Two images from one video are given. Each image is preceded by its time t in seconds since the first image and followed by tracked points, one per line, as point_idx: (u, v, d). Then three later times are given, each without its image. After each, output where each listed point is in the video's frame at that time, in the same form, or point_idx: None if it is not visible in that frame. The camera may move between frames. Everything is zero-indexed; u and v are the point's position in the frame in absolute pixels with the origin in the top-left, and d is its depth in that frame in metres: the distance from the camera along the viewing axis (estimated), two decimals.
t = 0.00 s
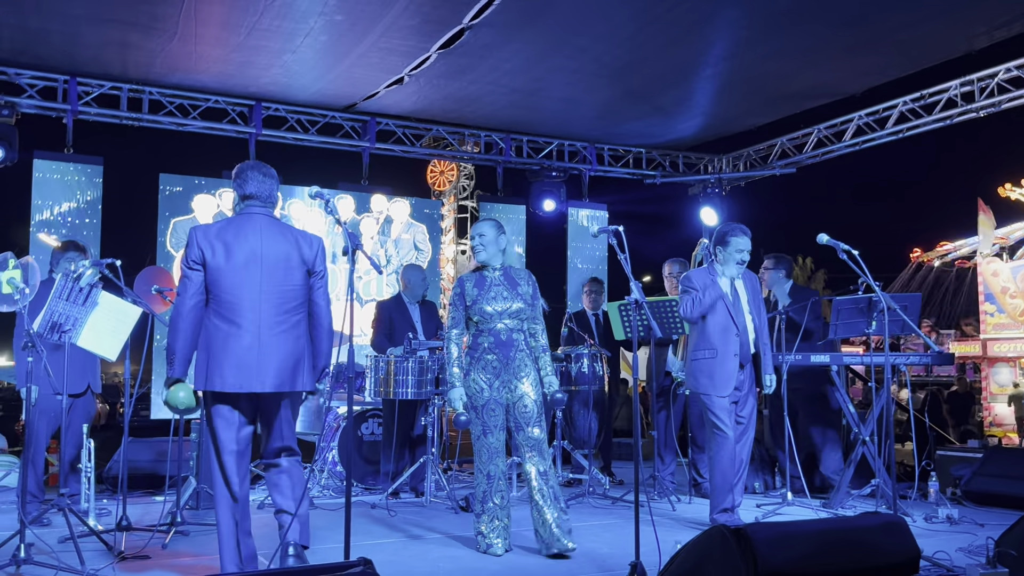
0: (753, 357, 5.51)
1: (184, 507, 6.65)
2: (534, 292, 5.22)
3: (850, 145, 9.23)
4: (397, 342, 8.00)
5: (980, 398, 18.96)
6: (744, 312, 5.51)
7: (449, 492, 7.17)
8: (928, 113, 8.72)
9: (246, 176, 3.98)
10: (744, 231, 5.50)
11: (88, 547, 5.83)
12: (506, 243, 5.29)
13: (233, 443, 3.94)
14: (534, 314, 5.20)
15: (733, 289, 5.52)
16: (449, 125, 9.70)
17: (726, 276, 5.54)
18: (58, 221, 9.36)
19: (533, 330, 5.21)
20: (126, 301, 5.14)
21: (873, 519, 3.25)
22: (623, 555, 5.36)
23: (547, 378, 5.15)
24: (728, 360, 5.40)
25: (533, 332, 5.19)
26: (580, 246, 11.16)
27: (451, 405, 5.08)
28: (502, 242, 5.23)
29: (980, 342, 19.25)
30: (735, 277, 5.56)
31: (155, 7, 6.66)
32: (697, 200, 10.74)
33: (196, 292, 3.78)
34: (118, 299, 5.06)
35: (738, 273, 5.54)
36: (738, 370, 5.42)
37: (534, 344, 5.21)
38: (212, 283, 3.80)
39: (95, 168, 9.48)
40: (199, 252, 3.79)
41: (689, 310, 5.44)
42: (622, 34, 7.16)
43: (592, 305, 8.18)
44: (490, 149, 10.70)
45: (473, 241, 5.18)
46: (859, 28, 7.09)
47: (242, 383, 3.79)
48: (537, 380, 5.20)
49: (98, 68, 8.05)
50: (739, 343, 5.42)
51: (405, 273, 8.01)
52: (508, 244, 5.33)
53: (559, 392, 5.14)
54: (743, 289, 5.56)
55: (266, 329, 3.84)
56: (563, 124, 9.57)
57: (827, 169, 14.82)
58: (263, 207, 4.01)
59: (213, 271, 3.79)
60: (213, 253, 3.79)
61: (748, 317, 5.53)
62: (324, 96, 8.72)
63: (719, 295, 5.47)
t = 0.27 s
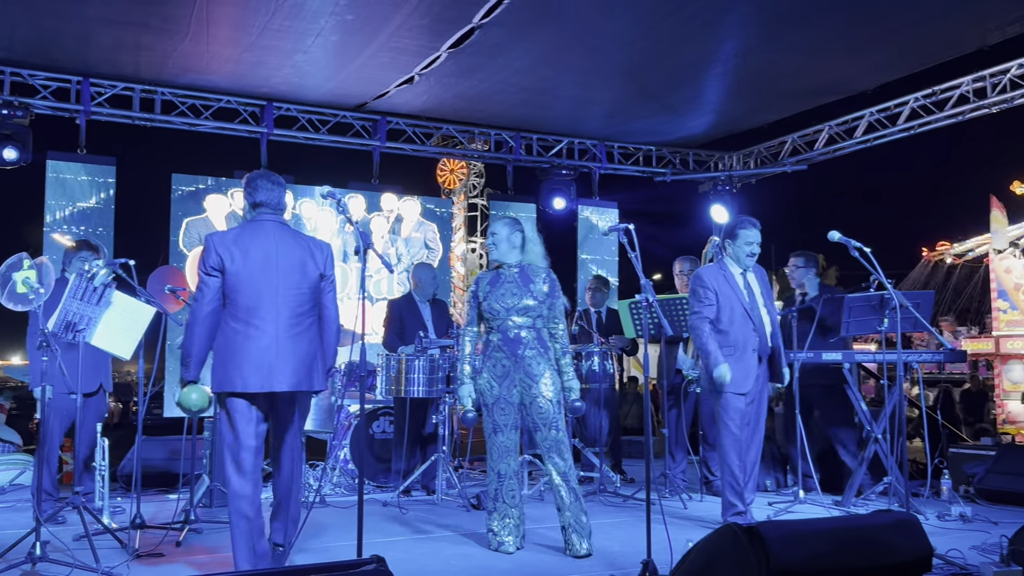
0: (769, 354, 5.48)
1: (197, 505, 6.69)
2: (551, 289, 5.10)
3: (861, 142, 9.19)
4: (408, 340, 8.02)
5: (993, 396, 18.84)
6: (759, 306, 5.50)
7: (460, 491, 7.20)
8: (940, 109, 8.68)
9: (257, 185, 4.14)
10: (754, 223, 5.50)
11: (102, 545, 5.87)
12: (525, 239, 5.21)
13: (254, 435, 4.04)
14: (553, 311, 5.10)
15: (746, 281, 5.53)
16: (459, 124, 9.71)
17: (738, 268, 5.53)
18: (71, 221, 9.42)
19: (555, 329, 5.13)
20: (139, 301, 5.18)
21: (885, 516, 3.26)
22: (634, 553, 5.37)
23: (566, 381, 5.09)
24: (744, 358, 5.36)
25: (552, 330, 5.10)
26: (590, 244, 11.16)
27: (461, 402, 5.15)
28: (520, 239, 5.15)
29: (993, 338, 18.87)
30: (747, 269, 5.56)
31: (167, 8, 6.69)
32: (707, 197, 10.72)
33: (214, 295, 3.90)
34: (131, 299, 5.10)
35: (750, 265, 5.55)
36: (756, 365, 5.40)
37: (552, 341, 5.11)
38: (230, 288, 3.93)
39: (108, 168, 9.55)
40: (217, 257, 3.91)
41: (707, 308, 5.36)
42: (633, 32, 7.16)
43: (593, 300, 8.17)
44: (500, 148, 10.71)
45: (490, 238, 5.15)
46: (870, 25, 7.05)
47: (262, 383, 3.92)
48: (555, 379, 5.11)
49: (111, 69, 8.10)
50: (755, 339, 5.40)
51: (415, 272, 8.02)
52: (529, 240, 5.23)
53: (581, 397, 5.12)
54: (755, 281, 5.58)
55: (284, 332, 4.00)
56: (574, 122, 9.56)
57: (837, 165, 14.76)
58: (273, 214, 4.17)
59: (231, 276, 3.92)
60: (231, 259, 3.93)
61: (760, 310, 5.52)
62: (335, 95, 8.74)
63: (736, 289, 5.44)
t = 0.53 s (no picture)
0: (784, 352, 5.41)
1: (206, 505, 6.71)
2: (575, 288, 5.02)
3: (870, 140, 9.16)
4: (416, 340, 8.02)
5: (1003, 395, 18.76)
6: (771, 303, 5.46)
7: (469, 491, 7.20)
8: (949, 108, 8.63)
9: (272, 198, 4.26)
10: (763, 220, 5.48)
11: (111, 545, 5.89)
12: (550, 237, 5.16)
13: (268, 435, 4.10)
14: (575, 310, 5.02)
15: (756, 279, 5.50)
16: (466, 124, 9.71)
17: (747, 266, 5.50)
18: (81, 222, 9.46)
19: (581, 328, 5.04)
20: (147, 301, 5.19)
21: (895, 516, 3.23)
22: (643, 553, 5.35)
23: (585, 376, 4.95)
24: (756, 357, 5.31)
25: (576, 329, 5.01)
26: (598, 244, 11.14)
27: (479, 402, 5.14)
28: (545, 237, 5.11)
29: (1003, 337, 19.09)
30: (755, 267, 5.55)
31: (174, 9, 6.70)
32: (715, 196, 10.69)
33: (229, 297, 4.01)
34: (140, 299, 5.12)
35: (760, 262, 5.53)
36: (768, 363, 5.34)
37: (575, 341, 5.04)
38: (247, 291, 4.03)
39: (116, 169, 9.57)
40: (234, 261, 4.03)
41: (717, 307, 5.32)
42: (640, 31, 7.14)
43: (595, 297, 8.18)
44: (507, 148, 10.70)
45: (515, 236, 5.13)
46: (879, 22, 7.02)
47: (273, 383, 3.99)
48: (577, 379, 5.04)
49: (118, 70, 8.12)
50: (766, 337, 5.35)
51: (423, 271, 8.02)
52: (555, 238, 5.19)
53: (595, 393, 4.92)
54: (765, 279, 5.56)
55: (295, 335, 4.09)
56: (581, 121, 9.55)
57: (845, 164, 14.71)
58: (287, 225, 4.27)
59: (247, 280, 4.03)
60: (247, 262, 4.04)
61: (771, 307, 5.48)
62: (342, 96, 8.75)
63: (746, 287, 5.40)
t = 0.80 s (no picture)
0: (794, 352, 5.38)
1: (213, 505, 6.73)
2: (596, 288, 4.99)
3: (876, 140, 9.13)
4: (422, 341, 8.04)
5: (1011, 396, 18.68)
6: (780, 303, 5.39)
7: (475, 491, 7.21)
8: (956, 107, 8.60)
9: (280, 201, 4.43)
10: (769, 220, 5.44)
11: (118, 545, 5.92)
12: (574, 236, 5.14)
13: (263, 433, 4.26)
14: (595, 311, 4.99)
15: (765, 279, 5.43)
16: (472, 125, 9.71)
17: (754, 266, 5.43)
18: (88, 224, 9.51)
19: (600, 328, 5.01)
20: (154, 302, 5.20)
21: (903, 516, 3.22)
22: (650, 554, 5.36)
23: (599, 375, 4.93)
24: (769, 356, 5.22)
25: (595, 329, 4.98)
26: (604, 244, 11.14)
27: (506, 399, 5.09)
28: (569, 237, 5.09)
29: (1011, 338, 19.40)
30: (762, 268, 5.47)
31: (181, 11, 6.72)
32: (721, 197, 10.67)
33: (241, 296, 4.14)
34: (147, 301, 5.13)
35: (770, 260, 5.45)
36: (782, 365, 5.27)
37: (595, 341, 5.01)
38: (257, 289, 4.17)
39: (123, 171, 9.60)
40: (246, 260, 4.16)
41: (728, 307, 5.26)
42: (645, 31, 7.14)
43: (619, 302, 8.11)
44: (513, 148, 10.70)
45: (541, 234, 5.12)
46: (884, 22, 7.00)
47: (283, 378, 4.14)
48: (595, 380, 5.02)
49: (125, 72, 8.15)
50: (780, 338, 5.28)
51: (429, 273, 8.02)
52: (580, 238, 5.16)
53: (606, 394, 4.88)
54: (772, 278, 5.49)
55: (303, 333, 4.24)
56: (586, 122, 9.55)
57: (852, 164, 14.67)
58: (293, 227, 4.44)
59: (259, 279, 4.17)
60: (260, 263, 4.18)
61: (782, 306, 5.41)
62: (347, 97, 8.76)
63: (756, 286, 5.32)
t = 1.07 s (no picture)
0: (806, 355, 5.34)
1: (216, 508, 6.74)
2: (612, 292, 4.94)
3: (879, 142, 9.12)
4: (425, 344, 8.05)
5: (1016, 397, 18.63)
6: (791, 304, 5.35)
7: (478, 494, 7.20)
8: (959, 108, 8.59)
9: (275, 209, 4.71)
10: (782, 219, 5.40)
11: (122, 548, 5.93)
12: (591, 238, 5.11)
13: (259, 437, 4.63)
14: (611, 316, 4.96)
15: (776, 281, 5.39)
16: (474, 127, 9.71)
17: (768, 267, 5.41)
18: (92, 226, 9.51)
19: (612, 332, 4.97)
20: (157, 305, 5.20)
21: (906, 519, 3.20)
22: (654, 557, 5.35)
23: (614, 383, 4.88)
24: (779, 359, 5.20)
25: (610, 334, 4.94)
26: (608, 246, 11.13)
27: (517, 395, 5.13)
28: (588, 239, 5.05)
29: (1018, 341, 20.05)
30: (776, 269, 5.44)
31: (184, 14, 6.73)
32: (724, 198, 10.66)
33: (241, 303, 4.47)
34: (150, 304, 5.14)
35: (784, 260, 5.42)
36: (793, 369, 5.23)
37: (609, 347, 4.98)
38: (256, 298, 4.50)
39: (126, 174, 9.61)
40: (246, 270, 4.49)
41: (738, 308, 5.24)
42: (647, 33, 7.14)
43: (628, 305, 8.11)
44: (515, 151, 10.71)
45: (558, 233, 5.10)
46: (887, 24, 7.00)
47: (282, 382, 4.48)
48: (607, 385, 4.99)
49: (128, 76, 8.16)
50: (790, 341, 5.26)
51: (433, 275, 8.01)
52: (599, 240, 5.12)
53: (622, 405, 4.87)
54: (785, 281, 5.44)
55: (300, 338, 4.57)
56: (589, 124, 9.55)
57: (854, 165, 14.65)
58: (288, 234, 4.73)
59: (259, 288, 4.50)
60: (260, 272, 4.50)
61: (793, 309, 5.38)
62: (350, 100, 8.77)
63: (767, 287, 5.30)
